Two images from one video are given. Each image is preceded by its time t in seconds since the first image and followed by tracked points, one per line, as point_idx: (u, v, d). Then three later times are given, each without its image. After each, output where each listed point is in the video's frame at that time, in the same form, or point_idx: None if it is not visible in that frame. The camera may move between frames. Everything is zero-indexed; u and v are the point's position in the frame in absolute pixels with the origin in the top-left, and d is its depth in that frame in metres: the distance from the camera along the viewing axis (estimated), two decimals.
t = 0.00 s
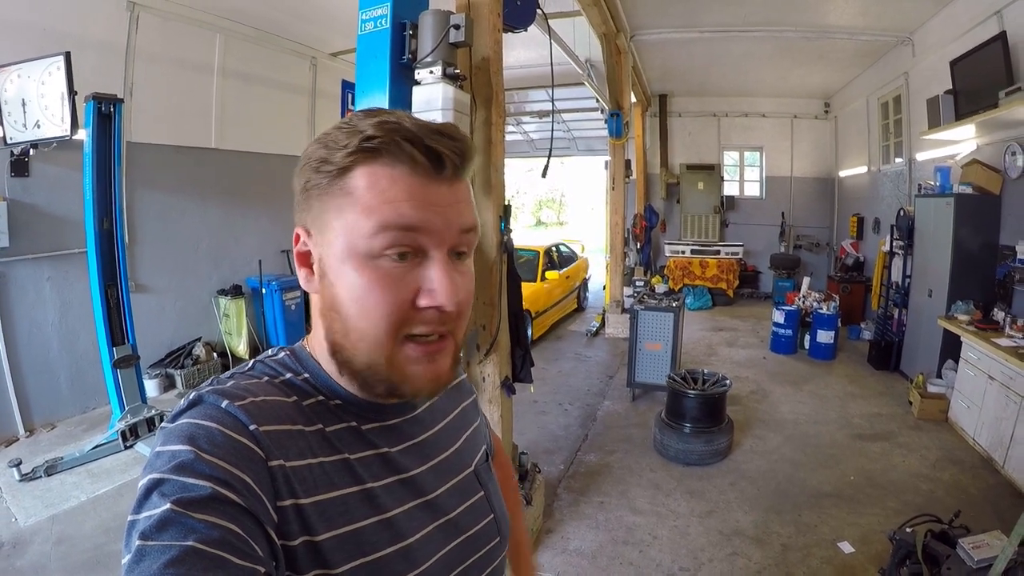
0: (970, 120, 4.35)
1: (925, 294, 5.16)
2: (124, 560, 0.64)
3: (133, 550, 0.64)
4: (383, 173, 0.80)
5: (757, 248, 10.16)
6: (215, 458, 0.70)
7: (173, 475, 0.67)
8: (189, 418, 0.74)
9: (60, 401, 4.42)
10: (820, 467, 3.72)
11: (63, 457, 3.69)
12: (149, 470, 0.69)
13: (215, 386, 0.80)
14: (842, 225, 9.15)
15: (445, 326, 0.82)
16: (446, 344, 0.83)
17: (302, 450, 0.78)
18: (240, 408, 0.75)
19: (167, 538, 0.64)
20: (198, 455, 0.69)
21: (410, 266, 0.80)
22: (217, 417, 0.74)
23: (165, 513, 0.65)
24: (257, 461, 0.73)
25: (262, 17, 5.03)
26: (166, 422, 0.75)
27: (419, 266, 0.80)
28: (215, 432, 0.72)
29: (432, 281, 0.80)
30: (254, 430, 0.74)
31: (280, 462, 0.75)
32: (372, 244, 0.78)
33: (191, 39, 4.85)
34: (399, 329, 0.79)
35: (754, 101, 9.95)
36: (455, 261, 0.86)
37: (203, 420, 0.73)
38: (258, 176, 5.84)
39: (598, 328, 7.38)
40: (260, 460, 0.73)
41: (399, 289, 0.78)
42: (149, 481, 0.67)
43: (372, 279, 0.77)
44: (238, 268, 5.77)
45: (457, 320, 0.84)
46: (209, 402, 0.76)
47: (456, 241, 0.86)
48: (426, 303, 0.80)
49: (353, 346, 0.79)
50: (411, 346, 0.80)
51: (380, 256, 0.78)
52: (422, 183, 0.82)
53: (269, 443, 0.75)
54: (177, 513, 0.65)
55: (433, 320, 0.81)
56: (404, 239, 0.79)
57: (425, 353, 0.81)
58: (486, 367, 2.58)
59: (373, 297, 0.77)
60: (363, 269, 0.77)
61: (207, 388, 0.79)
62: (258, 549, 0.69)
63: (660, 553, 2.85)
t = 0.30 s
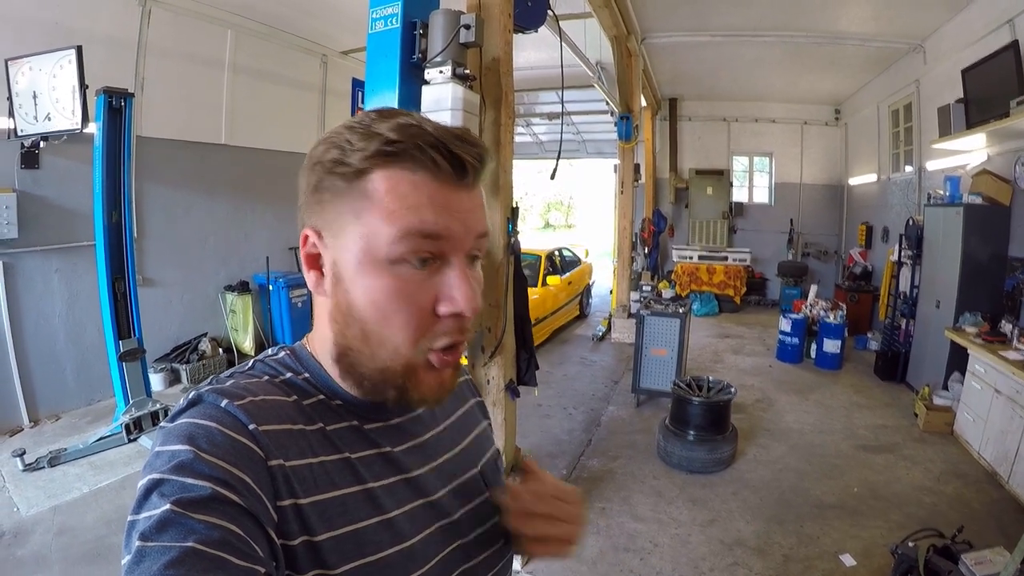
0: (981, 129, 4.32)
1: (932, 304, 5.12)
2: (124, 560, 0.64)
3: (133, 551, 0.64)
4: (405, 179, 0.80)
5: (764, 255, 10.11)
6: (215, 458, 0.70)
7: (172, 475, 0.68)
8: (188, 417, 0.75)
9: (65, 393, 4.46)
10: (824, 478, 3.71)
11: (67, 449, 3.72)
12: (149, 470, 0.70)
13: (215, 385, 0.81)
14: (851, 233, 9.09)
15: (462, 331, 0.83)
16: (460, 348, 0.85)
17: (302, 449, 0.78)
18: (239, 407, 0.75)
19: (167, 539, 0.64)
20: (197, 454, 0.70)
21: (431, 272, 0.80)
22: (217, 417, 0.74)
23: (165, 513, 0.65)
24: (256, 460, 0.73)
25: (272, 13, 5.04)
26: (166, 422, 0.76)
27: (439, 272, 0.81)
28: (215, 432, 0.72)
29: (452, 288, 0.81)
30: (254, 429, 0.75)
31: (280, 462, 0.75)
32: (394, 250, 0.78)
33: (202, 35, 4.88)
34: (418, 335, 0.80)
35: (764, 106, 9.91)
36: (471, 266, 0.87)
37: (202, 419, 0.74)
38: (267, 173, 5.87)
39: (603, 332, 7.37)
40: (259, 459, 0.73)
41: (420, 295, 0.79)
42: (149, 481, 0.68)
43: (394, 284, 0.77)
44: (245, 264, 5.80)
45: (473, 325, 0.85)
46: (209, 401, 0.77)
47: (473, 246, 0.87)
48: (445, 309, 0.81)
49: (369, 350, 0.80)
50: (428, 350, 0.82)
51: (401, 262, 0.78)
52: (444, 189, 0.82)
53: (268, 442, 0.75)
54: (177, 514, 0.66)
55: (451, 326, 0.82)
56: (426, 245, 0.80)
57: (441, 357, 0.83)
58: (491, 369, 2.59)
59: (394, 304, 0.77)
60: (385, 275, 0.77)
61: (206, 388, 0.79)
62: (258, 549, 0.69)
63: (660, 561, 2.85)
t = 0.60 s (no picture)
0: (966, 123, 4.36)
1: (918, 294, 5.19)
2: (124, 560, 0.64)
3: (133, 550, 0.64)
4: (412, 179, 0.79)
5: (752, 248, 10.18)
6: (212, 457, 0.70)
7: (171, 474, 0.68)
8: (186, 416, 0.75)
9: (57, 395, 4.41)
10: (811, 465, 3.74)
11: (61, 451, 3.68)
12: (148, 469, 0.70)
13: (212, 384, 0.81)
14: (838, 227, 9.18)
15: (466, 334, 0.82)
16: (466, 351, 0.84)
17: (298, 447, 0.78)
18: (236, 406, 0.75)
19: (166, 537, 0.64)
20: (195, 453, 0.70)
21: (435, 275, 0.79)
22: (214, 415, 0.74)
23: (163, 513, 0.65)
24: (254, 458, 0.73)
25: (264, 12, 5.02)
26: (163, 421, 0.76)
27: (445, 274, 0.80)
28: (212, 431, 0.72)
29: (458, 291, 0.80)
30: (251, 427, 0.75)
31: (277, 460, 0.75)
32: (399, 252, 0.77)
33: (191, 34, 4.84)
34: (422, 337, 0.79)
35: (752, 101, 9.97)
36: (476, 268, 0.86)
37: (200, 418, 0.74)
38: (257, 172, 5.83)
39: (593, 326, 7.39)
40: (256, 457, 0.73)
41: (424, 297, 0.78)
42: (147, 480, 0.68)
43: (397, 286, 0.76)
44: (235, 263, 5.77)
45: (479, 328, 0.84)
46: (206, 400, 0.77)
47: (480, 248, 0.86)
48: (450, 312, 0.80)
49: (369, 352, 0.79)
50: (432, 351, 0.81)
51: (405, 264, 0.77)
52: (451, 191, 0.81)
53: (265, 440, 0.75)
54: (175, 513, 0.65)
55: (455, 328, 0.81)
56: (431, 247, 0.78)
57: (445, 359, 0.82)
58: (482, 362, 2.59)
59: (397, 306, 0.76)
60: (389, 277, 0.76)
61: (203, 386, 0.79)
62: (257, 548, 0.69)
63: (650, 548, 2.87)
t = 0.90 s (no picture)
0: (955, 125, 4.39)
1: (911, 295, 5.20)
2: (128, 561, 0.65)
3: (137, 550, 0.65)
4: (395, 179, 0.79)
5: (749, 253, 10.20)
6: (215, 456, 0.70)
7: (174, 474, 0.68)
8: (190, 416, 0.75)
9: (63, 402, 4.41)
10: (807, 464, 3.73)
11: (68, 456, 3.68)
12: (152, 470, 0.70)
13: (217, 384, 0.82)
14: (834, 230, 9.21)
15: (451, 334, 0.82)
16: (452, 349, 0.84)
17: (301, 444, 0.78)
18: (238, 405, 0.76)
19: (170, 537, 0.64)
20: (198, 453, 0.70)
21: (418, 275, 0.80)
22: (217, 415, 0.75)
23: (167, 512, 0.65)
24: (257, 456, 0.73)
25: (264, 24, 5.08)
26: (168, 421, 0.77)
27: (428, 274, 0.81)
28: (215, 430, 0.73)
29: (440, 291, 0.80)
30: (253, 425, 0.75)
31: (280, 457, 0.75)
32: (381, 252, 0.78)
33: (191, 46, 4.89)
34: (405, 335, 0.80)
35: (746, 107, 10.04)
36: (464, 267, 0.86)
37: (203, 419, 0.74)
38: (257, 181, 5.87)
39: (591, 332, 7.39)
40: (259, 455, 0.74)
41: (407, 296, 0.79)
42: (151, 480, 0.68)
43: (379, 285, 0.78)
44: (238, 271, 5.79)
45: (465, 327, 0.84)
46: (210, 400, 0.77)
47: (467, 247, 0.85)
48: (433, 312, 0.80)
49: (356, 348, 0.80)
50: (416, 349, 0.82)
51: (388, 263, 0.78)
52: (435, 190, 0.81)
53: (268, 439, 0.75)
54: (178, 512, 0.66)
55: (439, 327, 0.82)
56: (414, 247, 0.79)
57: (429, 358, 0.82)
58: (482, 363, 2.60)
59: (379, 304, 0.78)
60: (371, 276, 0.77)
61: (207, 387, 0.80)
62: (261, 546, 0.69)
63: (649, 544, 2.86)
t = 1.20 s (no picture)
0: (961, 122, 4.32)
1: (918, 292, 5.15)
2: (128, 561, 0.63)
3: (136, 551, 0.63)
4: (387, 171, 0.78)
5: (758, 250, 10.13)
6: (215, 456, 0.68)
7: (173, 474, 0.66)
8: (189, 416, 0.73)
9: (81, 396, 4.52)
10: (812, 459, 3.72)
11: (86, 448, 3.78)
12: (151, 470, 0.68)
13: (215, 383, 0.79)
14: (843, 227, 9.13)
15: (442, 330, 0.80)
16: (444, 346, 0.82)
17: (300, 443, 0.76)
18: (238, 404, 0.74)
19: (169, 538, 0.63)
20: (198, 453, 0.68)
21: (409, 268, 0.78)
22: (216, 414, 0.73)
23: (167, 512, 0.64)
24: (256, 455, 0.71)
25: (273, 26, 5.13)
26: (167, 422, 0.75)
27: (419, 268, 0.79)
28: (215, 429, 0.71)
29: (431, 286, 0.78)
30: (253, 425, 0.73)
31: (279, 457, 0.73)
32: (372, 244, 0.76)
33: (204, 48, 4.96)
34: (397, 331, 0.78)
35: (756, 104, 9.96)
36: (458, 263, 0.83)
37: (202, 418, 0.72)
38: (270, 180, 5.95)
39: (600, 328, 7.40)
40: (259, 454, 0.72)
41: (397, 290, 0.77)
42: (150, 481, 0.66)
43: (369, 278, 0.76)
44: (251, 268, 5.88)
45: (456, 323, 0.81)
46: (209, 399, 0.75)
47: (461, 242, 0.83)
48: (423, 307, 0.78)
49: (348, 342, 0.79)
50: (408, 346, 0.79)
51: (378, 256, 0.77)
52: (426, 182, 0.78)
53: (267, 438, 0.73)
54: (178, 513, 0.64)
55: (430, 323, 0.79)
56: (404, 241, 0.77)
57: (421, 355, 0.80)
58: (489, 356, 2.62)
59: (369, 297, 0.76)
60: (363, 269, 0.76)
61: (206, 386, 0.78)
62: (260, 546, 0.67)
63: (652, 535, 2.88)
